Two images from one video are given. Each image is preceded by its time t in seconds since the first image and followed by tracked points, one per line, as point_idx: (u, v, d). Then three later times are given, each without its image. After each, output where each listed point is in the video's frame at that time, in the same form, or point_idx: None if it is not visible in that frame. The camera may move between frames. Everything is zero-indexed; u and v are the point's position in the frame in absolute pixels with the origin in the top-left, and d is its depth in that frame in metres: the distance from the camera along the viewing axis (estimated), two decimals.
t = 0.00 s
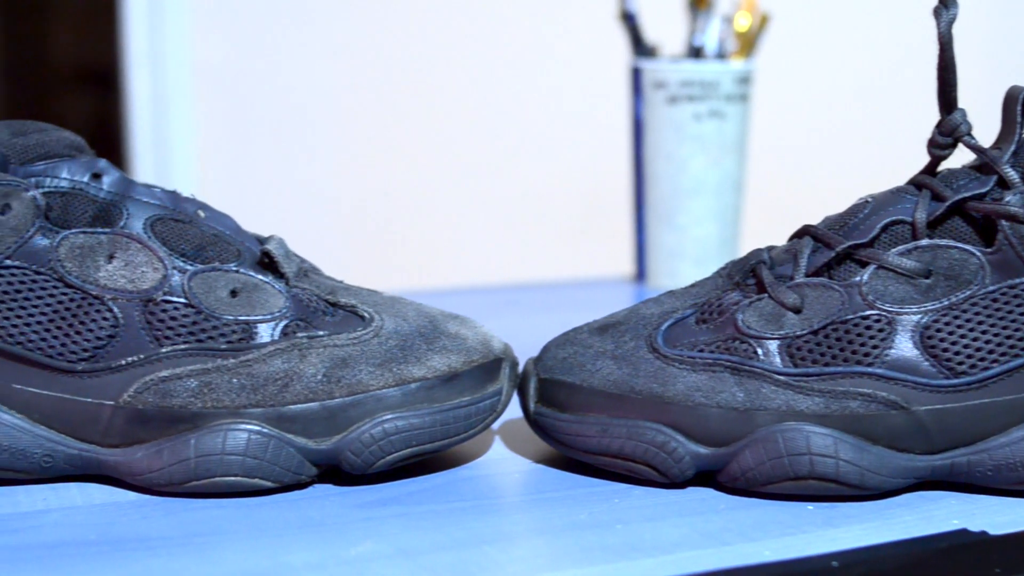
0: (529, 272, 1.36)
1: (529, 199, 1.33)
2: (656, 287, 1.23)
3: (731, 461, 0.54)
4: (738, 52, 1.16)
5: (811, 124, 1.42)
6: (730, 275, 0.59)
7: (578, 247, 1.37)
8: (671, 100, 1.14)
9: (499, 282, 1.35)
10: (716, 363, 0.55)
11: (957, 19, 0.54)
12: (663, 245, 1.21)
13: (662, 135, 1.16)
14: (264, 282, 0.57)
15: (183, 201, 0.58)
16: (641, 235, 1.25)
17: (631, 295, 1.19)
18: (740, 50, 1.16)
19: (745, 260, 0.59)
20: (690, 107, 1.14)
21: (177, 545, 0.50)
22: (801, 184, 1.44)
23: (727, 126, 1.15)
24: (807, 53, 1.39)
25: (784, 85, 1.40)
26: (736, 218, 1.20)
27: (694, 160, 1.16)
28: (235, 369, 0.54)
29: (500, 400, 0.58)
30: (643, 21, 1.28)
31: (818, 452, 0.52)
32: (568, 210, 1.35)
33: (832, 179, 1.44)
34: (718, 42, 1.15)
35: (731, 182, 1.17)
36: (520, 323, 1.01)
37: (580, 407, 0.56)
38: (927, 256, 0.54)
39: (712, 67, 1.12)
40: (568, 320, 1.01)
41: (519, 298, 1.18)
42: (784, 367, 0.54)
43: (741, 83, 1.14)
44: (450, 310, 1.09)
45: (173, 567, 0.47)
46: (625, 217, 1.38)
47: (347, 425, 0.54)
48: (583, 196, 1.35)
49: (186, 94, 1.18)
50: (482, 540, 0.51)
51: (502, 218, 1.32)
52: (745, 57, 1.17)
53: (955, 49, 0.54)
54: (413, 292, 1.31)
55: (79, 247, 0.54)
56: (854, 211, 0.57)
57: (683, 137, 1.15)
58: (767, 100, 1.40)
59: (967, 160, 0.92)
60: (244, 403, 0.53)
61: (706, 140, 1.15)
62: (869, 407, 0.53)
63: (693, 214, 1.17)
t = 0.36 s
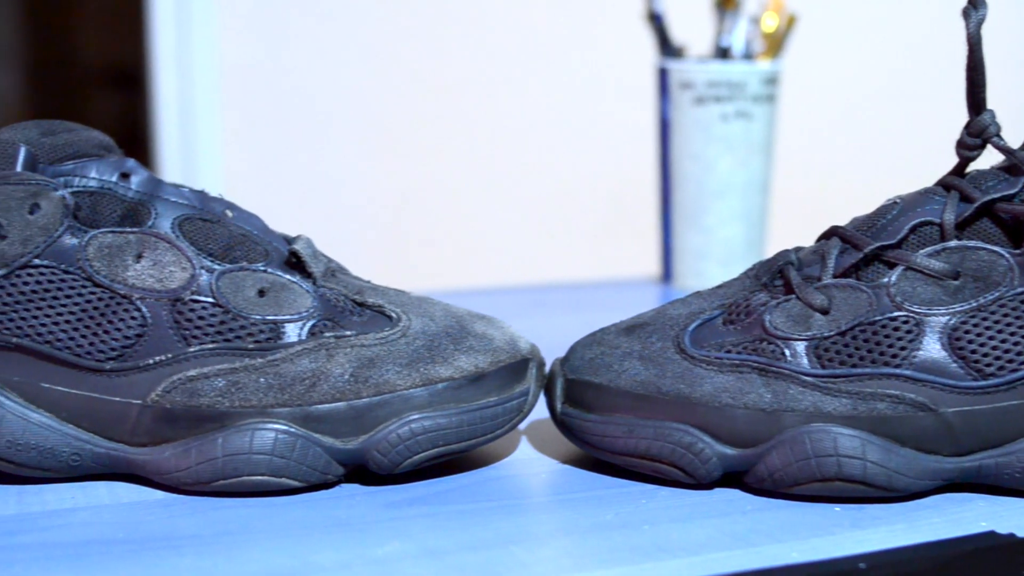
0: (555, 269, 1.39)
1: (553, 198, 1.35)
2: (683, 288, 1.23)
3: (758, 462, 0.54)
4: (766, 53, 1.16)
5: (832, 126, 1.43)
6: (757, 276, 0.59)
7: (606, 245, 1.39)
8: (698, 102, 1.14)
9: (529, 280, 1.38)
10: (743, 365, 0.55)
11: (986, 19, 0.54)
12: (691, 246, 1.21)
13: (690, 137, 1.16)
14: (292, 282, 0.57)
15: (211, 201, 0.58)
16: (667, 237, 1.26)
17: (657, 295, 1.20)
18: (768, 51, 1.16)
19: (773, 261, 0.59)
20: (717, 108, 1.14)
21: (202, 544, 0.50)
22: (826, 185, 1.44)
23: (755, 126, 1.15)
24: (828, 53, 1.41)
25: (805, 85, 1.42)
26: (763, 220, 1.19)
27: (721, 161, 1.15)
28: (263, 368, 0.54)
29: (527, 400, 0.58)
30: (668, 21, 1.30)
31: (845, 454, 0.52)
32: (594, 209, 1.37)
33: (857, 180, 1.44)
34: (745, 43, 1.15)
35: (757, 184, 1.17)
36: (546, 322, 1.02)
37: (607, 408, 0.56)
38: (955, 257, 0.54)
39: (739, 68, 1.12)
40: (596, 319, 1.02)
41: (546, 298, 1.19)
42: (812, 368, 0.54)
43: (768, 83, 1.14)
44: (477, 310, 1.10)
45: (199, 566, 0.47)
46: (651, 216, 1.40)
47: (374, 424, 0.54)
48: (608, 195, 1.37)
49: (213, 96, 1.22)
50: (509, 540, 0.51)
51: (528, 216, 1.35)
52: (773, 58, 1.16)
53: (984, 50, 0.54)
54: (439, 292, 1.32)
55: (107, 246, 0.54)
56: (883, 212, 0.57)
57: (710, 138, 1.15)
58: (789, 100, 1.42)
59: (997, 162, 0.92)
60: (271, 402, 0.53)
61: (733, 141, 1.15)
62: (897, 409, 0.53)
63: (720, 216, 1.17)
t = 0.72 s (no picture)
0: (580, 270, 1.38)
1: (577, 198, 1.35)
2: (707, 288, 1.23)
3: (783, 463, 0.54)
4: (790, 54, 1.16)
5: (854, 126, 1.43)
6: (783, 277, 0.60)
7: (631, 246, 1.39)
8: (723, 103, 1.15)
9: (554, 280, 1.38)
10: (768, 365, 0.55)
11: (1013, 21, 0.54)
12: (715, 247, 1.21)
13: (714, 138, 1.16)
14: (317, 282, 0.57)
15: (236, 201, 0.58)
16: (691, 237, 1.25)
17: (683, 296, 1.19)
18: (792, 51, 1.15)
19: (798, 262, 0.59)
20: (741, 108, 1.14)
21: (226, 543, 0.50)
22: (850, 186, 1.44)
23: (780, 127, 1.15)
24: (850, 54, 1.41)
25: (826, 86, 1.42)
26: (787, 221, 1.19)
27: (746, 161, 1.15)
28: (288, 368, 0.54)
29: (552, 401, 0.58)
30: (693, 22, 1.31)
31: (870, 455, 0.52)
32: (619, 208, 1.37)
33: (881, 181, 1.44)
34: (769, 44, 1.15)
35: (782, 185, 1.17)
36: (571, 322, 1.02)
37: (632, 408, 0.56)
38: (981, 259, 0.54)
39: (765, 69, 1.13)
40: (620, 319, 1.02)
41: (570, 298, 1.19)
42: (837, 369, 0.54)
43: (793, 83, 1.14)
44: (501, 310, 1.11)
45: (222, 566, 0.47)
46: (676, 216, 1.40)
47: (398, 424, 0.54)
48: (631, 195, 1.37)
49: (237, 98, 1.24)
50: (533, 540, 0.51)
51: (554, 216, 1.35)
52: (797, 59, 1.16)
53: (1012, 51, 0.54)
54: (463, 292, 1.32)
55: (134, 245, 0.54)
56: (908, 213, 0.57)
57: (735, 139, 1.15)
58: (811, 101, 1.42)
59: None
60: (296, 402, 0.54)
61: (758, 142, 1.15)
62: (922, 410, 0.53)
63: (745, 217, 1.17)
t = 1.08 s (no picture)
0: (600, 270, 1.39)
1: (598, 197, 1.35)
2: (729, 289, 1.23)
3: (805, 464, 0.53)
4: (812, 54, 1.16)
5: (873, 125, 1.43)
6: (805, 278, 0.60)
7: (651, 245, 1.39)
8: (746, 103, 1.14)
9: (575, 280, 1.38)
10: (791, 366, 0.55)
11: None
12: (737, 247, 1.21)
13: (737, 139, 1.16)
14: (340, 282, 0.57)
15: (260, 201, 0.58)
16: (713, 237, 1.25)
17: (705, 297, 1.19)
18: (815, 52, 1.16)
19: (821, 263, 0.59)
20: (764, 109, 1.14)
21: (247, 543, 0.50)
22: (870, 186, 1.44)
23: (803, 128, 1.15)
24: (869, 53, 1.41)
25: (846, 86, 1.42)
26: (809, 221, 1.19)
27: (769, 161, 1.15)
28: (311, 368, 0.54)
29: (574, 401, 0.58)
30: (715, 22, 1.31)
31: (892, 457, 0.52)
32: (640, 208, 1.37)
33: (901, 180, 1.44)
34: (792, 44, 1.15)
35: (804, 186, 1.17)
36: (593, 323, 1.02)
37: (654, 409, 0.57)
38: (1005, 260, 0.54)
39: (788, 69, 1.13)
40: (644, 319, 1.02)
41: (591, 298, 1.19)
42: (860, 370, 0.54)
43: (816, 84, 1.14)
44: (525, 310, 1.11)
45: (243, 566, 0.47)
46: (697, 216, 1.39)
47: (420, 424, 0.54)
48: (652, 194, 1.37)
49: (260, 97, 1.25)
50: (555, 540, 0.51)
51: (576, 215, 1.36)
52: (820, 59, 1.16)
53: None
54: (484, 292, 1.33)
55: (157, 245, 0.55)
56: (932, 214, 0.57)
57: (758, 140, 1.15)
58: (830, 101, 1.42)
59: None
60: (319, 402, 0.54)
61: (781, 142, 1.15)
62: (945, 412, 0.52)
63: (767, 218, 1.17)
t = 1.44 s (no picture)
0: (620, 270, 1.39)
1: (618, 198, 1.35)
2: (748, 290, 1.23)
3: (827, 465, 0.53)
4: (833, 54, 1.16)
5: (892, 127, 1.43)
6: (826, 279, 0.60)
7: (671, 246, 1.39)
8: (766, 103, 1.15)
9: (594, 280, 1.38)
10: (812, 367, 0.55)
11: None
12: (757, 248, 1.21)
13: (757, 139, 1.17)
14: (361, 282, 0.57)
15: (281, 201, 0.58)
16: (733, 238, 1.25)
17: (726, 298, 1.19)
18: (835, 52, 1.15)
19: (841, 264, 0.59)
20: (784, 110, 1.14)
21: (267, 543, 0.50)
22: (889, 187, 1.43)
23: (822, 129, 1.15)
24: (887, 55, 1.41)
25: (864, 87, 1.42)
26: (829, 222, 1.19)
27: (789, 163, 1.15)
28: (331, 367, 0.54)
29: (594, 402, 0.58)
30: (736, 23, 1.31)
31: (914, 458, 0.52)
32: (659, 209, 1.37)
33: (920, 182, 1.43)
34: (813, 45, 1.15)
35: (824, 187, 1.17)
36: (614, 323, 1.02)
37: (675, 410, 0.57)
38: None
39: (808, 70, 1.13)
40: (665, 320, 1.02)
41: (611, 298, 1.19)
42: (881, 371, 0.54)
43: (836, 85, 1.14)
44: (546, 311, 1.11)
45: (263, 566, 0.47)
46: (717, 217, 1.39)
47: (441, 424, 0.54)
48: (671, 195, 1.37)
49: (279, 99, 1.25)
50: (576, 540, 0.51)
51: (597, 216, 1.36)
52: (840, 59, 1.16)
53: None
54: (504, 292, 1.33)
55: (178, 244, 0.55)
56: (953, 215, 0.57)
57: (778, 141, 1.15)
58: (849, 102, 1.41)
59: None
60: (339, 401, 0.54)
61: (800, 143, 1.15)
62: (967, 413, 0.52)
63: (787, 219, 1.17)
